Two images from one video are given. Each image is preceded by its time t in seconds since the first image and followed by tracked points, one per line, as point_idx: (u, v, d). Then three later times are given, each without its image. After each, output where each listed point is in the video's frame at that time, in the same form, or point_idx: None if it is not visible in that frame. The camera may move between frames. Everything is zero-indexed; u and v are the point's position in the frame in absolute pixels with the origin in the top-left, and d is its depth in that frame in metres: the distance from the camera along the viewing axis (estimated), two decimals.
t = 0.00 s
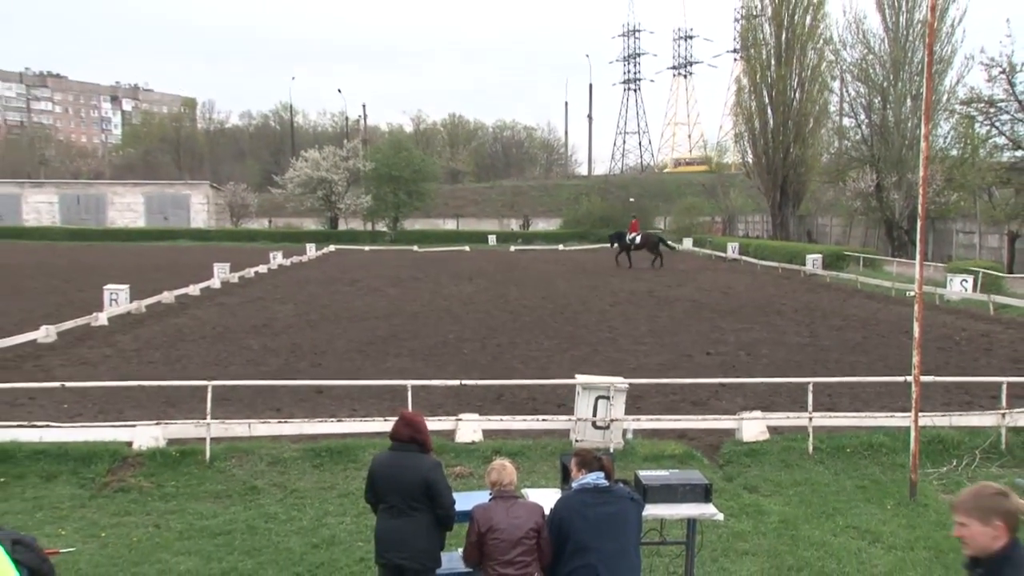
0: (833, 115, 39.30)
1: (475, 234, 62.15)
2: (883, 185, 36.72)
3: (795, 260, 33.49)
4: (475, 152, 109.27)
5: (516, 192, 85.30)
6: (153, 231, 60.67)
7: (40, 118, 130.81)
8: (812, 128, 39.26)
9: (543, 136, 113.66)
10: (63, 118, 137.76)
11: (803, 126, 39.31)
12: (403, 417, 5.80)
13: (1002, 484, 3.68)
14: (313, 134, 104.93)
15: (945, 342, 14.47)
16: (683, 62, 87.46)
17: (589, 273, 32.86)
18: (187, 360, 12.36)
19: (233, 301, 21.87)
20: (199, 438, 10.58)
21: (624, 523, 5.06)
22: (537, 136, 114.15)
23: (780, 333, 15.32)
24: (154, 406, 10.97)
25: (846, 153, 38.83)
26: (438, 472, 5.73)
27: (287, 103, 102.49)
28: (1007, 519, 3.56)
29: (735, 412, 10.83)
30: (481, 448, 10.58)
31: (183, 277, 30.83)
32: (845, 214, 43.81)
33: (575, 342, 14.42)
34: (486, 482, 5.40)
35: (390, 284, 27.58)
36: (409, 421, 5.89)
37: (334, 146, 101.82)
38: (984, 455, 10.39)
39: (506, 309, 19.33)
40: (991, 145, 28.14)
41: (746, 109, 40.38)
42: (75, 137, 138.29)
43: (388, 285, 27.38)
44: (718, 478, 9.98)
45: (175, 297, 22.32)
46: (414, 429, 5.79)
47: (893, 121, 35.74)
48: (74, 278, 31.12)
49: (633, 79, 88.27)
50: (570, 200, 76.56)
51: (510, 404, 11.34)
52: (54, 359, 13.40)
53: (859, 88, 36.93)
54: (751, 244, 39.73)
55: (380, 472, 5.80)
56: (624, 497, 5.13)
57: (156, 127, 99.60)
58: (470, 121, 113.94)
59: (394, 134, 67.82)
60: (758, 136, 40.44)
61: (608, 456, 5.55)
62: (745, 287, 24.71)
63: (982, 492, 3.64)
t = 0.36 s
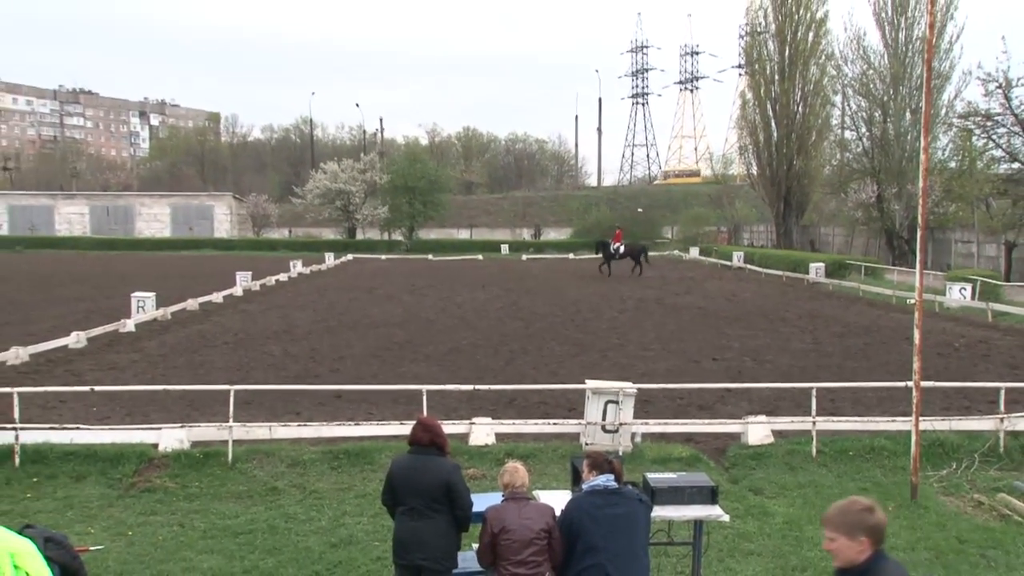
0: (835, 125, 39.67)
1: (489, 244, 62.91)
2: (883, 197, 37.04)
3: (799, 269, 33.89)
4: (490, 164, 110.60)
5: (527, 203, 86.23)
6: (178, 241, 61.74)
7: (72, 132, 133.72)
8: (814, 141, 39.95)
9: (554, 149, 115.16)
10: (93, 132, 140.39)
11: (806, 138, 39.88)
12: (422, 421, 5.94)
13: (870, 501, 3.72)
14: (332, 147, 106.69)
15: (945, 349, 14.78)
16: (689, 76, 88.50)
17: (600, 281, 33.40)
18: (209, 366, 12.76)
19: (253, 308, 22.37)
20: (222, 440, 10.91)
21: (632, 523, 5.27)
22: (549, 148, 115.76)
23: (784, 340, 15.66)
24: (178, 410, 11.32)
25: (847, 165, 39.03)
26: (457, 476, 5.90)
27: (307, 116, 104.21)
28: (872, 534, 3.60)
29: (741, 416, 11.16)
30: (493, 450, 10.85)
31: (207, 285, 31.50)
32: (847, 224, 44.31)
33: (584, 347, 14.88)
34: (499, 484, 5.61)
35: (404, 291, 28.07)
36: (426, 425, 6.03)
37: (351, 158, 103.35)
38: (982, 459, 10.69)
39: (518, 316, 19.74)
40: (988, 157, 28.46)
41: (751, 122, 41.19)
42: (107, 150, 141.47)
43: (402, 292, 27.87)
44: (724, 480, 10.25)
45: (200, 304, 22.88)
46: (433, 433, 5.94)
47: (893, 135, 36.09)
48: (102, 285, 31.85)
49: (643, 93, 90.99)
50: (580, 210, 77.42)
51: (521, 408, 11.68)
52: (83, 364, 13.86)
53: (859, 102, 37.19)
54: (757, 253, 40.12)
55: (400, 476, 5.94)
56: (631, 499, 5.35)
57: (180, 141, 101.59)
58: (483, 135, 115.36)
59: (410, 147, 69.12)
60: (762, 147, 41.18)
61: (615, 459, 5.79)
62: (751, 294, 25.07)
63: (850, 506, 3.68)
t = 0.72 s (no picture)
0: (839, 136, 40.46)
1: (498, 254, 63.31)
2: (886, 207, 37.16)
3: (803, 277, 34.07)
4: (499, 175, 111.22)
5: (535, 213, 86.76)
6: (192, 251, 62.31)
7: (90, 145, 135.16)
8: (818, 152, 40.36)
9: (563, 160, 116.21)
10: (111, 144, 142.02)
11: (810, 149, 40.37)
12: (434, 428, 6.03)
13: (736, 491, 3.96)
14: (344, 159, 107.62)
15: (948, 357, 14.94)
16: (695, 89, 89.16)
17: (609, 290, 33.59)
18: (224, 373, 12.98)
19: (267, 317, 22.64)
20: (235, 446, 11.05)
21: (639, 528, 5.42)
22: (557, 159, 116.65)
23: (789, 348, 15.84)
24: (193, 416, 11.49)
25: (850, 175, 39.65)
26: (468, 483, 6.00)
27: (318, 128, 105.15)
28: (744, 520, 3.83)
29: (746, 423, 11.31)
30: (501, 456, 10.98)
31: (221, 294, 31.84)
32: (850, 234, 44.57)
33: (594, 354, 15.28)
34: (508, 490, 5.75)
35: (414, 300, 28.35)
36: (437, 433, 6.12)
37: (363, 169, 104.24)
38: (984, 466, 10.83)
39: (527, 324, 19.95)
40: (988, 170, 28.98)
41: (756, 133, 41.60)
42: (125, 161, 143.02)
43: (413, 301, 28.16)
44: (729, 486, 10.36)
45: (214, 313, 23.18)
46: (445, 440, 6.04)
47: (895, 146, 36.12)
48: (118, 294, 32.24)
49: (648, 105, 92.16)
50: (589, 221, 77.90)
51: (531, 414, 11.83)
52: (100, 372, 14.09)
53: (862, 114, 37.47)
54: (762, 262, 40.37)
55: (411, 483, 6.01)
56: (638, 505, 5.52)
57: (194, 152, 102.50)
58: (492, 146, 116.20)
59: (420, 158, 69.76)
60: (767, 158, 41.53)
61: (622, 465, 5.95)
62: (756, 304, 25.26)
63: (723, 497, 3.89)
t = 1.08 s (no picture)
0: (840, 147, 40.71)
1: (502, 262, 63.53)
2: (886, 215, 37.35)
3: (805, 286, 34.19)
4: (502, 184, 111.57)
5: (539, 221, 87.00)
6: (198, 259, 62.55)
7: (98, 155, 135.79)
8: (819, 161, 40.51)
9: (566, 169, 116.63)
10: (119, 154, 142.62)
11: (811, 158, 40.43)
12: (427, 435, 6.12)
13: (617, 496, 4.24)
14: (349, 168, 108.18)
15: (949, 365, 15.06)
16: (697, 98, 89.53)
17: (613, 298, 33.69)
18: (231, 380, 13.10)
19: (273, 324, 22.76)
20: (241, 453, 11.14)
21: (642, 533, 5.51)
22: (560, 167, 116.99)
23: (791, 355, 15.94)
24: (200, 423, 11.58)
25: (851, 185, 40.16)
26: (463, 487, 6.09)
27: (324, 137, 105.65)
28: (622, 521, 4.08)
29: (748, 430, 11.40)
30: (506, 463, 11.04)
31: (228, 302, 31.97)
32: (852, 243, 44.72)
33: (597, 361, 15.39)
34: (512, 497, 5.86)
35: (419, 308, 28.48)
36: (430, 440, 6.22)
37: (369, 179, 104.63)
38: (985, 473, 10.91)
39: (530, 332, 20.07)
40: (988, 179, 29.10)
41: (757, 143, 41.81)
42: (131, 171, 143.89)
43: (417, 309, 28.28)
44: (732, 493, 10.43)
45: (221, 320, 23.33)
46: (438, 446, 6.13)
47: (896, 156, 36.18)
48: (126, 302, 32.42)
49: (651, 114, 92.56)
50: (592, 230, 78.15)
51: (534, 421, 11.91)
52: (109, 379, 14.21)
53: (863, 124, 37.63)
54: (764, 270, 40.51)
55: (406, 489, 6.09)
56: (641, 511, 5.61)
57: (202, 161, 103.00)
58: (496, 155, 116.62)
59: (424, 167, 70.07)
60: (769, 168, 41.60)
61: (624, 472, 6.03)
62: (759, 311, 25.35)
63: (602, 501, 4.15)
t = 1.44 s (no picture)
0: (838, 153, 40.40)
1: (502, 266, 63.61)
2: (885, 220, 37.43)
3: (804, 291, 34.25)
4: (501, 189, 111.74)
5: (539, 226, 87.09)
6: (198, 264, 62.59)
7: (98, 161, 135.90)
8: (818, 166, 40.56)
9: (565, 175, 116.82)
10: (119, 160, 142.80)
11: (811, 163, 40.58)
12: (413, 439, 6.10)
13: (503, 497, 4.72)
14: (349, 173, 108.42)
15: (947, 369, 15.09)
16: (696, 103, 89.71)
17: (613, 303, 33.70)
18: (231, 385, 13.09)
19: (273, 329, 22.78)
20: (241, 456, 11.15)
21: (642, 539, 5.52)
22: (559, 173, 117.25)
23: (790, 360, 15.99)
24: (200, 428, 11.58)
25: (851, 190, 39.48)
26: (452, 490, 6.08)
27: (324, 143, 105.78)
28: (504, 522, 4.59)
29: (747, 434, 11.39)
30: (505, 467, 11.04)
31: (228, 307, 31.97)
32: (850, 248, 44.82)
33: (596, 366, 15.42)
34: (511, 500, 5.90)
35: (419, 313, 28.50)
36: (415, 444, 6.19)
37: (369, 184, 104.83)
38: (984, 477, 10.93)
39: (529, 337, 20.09)
40: (987, 184, 28.99)
41: (757, 148, 41.90)
42: (132, 176, 144.30)
43: (418, 313, 28.33)
44: (730, 498, 10.43)
45: (222, 325, 23.36)
46: (426, 451, 6.10)
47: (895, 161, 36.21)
48: (126, 307, 32.43)
49: (650, 120, 92.67)
50: (592, 235, 78.25)
51: (534, 426, 11.93)
52: (109, 384, 14.22)
53: (862, 129, 37.69)
54: (763, 276, 40.59)
55: (395, 495, 6.05)
56: (640, 516, 5.65)
57: (202, 166, 103.21)
58: (496, 160, 116.77)
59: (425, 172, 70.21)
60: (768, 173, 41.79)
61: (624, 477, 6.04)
62: (758, 316, 25.39)
63: (489, 504, 4.62)
